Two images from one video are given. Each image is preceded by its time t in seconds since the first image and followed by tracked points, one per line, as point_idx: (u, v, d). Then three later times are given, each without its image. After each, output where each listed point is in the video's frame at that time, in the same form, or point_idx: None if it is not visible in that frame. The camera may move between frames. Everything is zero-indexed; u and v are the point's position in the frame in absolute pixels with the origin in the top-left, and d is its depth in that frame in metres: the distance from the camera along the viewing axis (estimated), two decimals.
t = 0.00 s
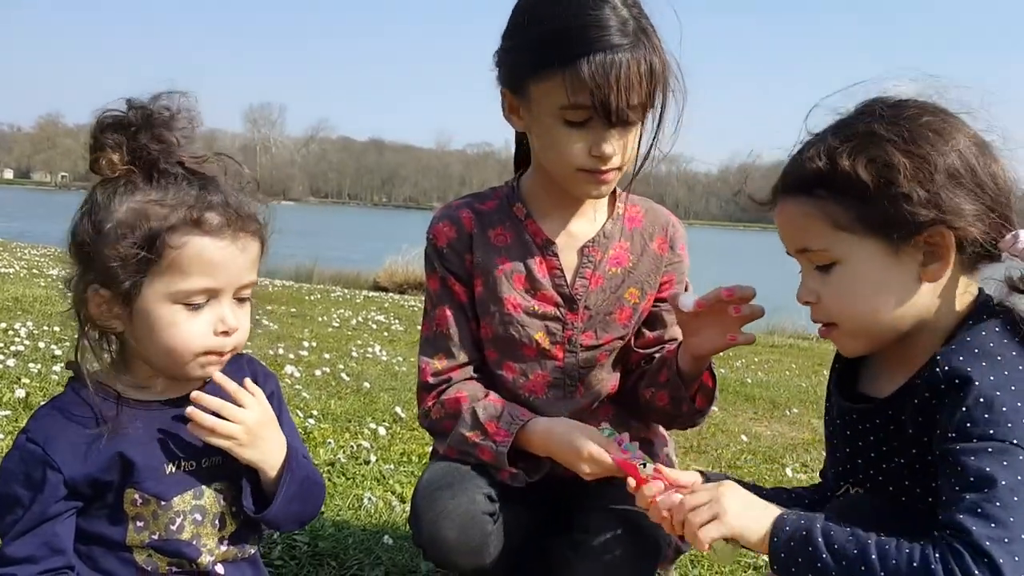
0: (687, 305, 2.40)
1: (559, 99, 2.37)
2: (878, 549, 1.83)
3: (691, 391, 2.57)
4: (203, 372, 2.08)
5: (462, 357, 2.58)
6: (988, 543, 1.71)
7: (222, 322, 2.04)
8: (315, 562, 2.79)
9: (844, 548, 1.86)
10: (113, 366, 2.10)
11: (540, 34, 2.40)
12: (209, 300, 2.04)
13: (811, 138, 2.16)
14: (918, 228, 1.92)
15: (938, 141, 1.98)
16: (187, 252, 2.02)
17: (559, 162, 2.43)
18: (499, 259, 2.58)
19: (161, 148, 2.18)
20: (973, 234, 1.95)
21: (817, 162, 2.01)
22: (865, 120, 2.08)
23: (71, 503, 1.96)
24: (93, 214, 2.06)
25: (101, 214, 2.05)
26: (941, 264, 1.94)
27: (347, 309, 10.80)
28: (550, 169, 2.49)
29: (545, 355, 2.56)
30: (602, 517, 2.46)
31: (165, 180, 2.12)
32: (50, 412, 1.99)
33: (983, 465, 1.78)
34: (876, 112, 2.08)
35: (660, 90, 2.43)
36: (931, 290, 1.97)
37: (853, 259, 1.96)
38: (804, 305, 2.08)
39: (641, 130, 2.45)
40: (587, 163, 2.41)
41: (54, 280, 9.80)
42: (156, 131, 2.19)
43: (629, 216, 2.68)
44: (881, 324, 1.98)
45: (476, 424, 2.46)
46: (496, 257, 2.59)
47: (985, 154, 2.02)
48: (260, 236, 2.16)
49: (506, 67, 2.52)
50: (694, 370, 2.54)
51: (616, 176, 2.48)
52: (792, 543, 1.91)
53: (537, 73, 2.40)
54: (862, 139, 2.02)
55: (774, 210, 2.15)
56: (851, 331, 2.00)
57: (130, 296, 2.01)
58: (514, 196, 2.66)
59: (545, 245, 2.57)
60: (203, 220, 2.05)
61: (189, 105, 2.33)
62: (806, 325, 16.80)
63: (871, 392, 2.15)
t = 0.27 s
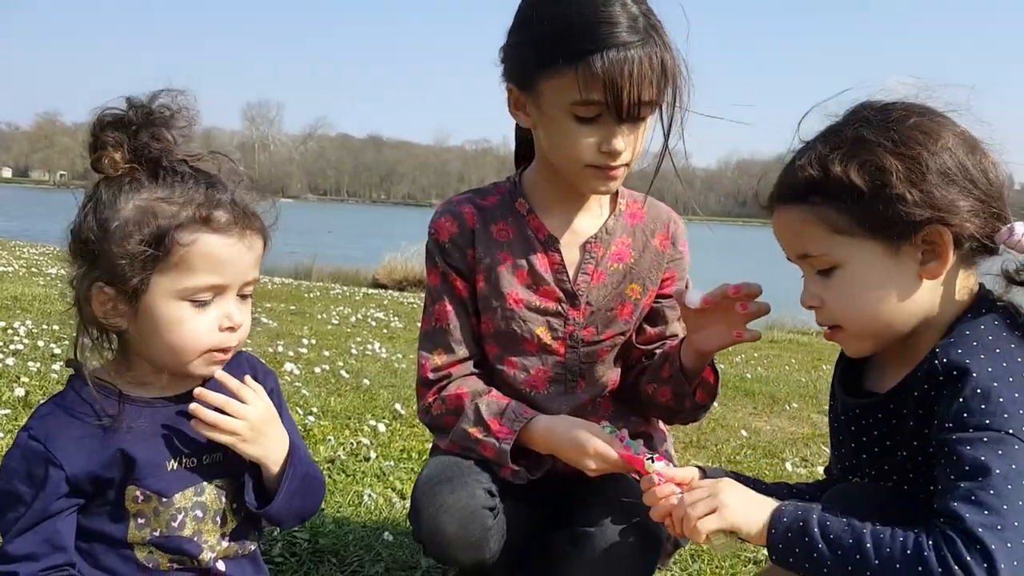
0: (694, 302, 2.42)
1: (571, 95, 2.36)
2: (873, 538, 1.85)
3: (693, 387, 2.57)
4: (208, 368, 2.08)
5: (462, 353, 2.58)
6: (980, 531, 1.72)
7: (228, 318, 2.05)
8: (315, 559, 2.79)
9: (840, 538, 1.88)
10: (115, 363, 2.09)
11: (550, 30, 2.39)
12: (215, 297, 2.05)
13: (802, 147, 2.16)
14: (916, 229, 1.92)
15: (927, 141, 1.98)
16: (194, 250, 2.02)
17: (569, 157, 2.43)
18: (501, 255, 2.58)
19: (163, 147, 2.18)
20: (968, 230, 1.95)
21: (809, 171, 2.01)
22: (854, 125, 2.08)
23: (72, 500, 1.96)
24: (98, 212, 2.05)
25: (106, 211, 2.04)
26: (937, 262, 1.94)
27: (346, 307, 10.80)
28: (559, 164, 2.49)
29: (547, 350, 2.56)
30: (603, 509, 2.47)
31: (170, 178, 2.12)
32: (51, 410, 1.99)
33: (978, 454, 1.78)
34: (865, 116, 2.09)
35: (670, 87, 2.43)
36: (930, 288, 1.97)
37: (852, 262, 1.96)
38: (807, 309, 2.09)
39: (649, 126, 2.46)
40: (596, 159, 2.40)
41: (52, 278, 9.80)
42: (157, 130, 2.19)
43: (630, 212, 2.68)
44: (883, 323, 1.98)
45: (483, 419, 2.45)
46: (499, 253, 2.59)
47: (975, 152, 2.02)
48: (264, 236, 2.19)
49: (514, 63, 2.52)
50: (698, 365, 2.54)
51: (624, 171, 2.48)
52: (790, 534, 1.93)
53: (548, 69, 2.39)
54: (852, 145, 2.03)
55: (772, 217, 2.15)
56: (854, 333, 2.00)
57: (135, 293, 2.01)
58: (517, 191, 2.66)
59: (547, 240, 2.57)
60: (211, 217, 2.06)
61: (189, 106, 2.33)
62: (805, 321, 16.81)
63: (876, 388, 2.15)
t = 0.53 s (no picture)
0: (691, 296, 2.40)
1: (567, 93, 2.36)
2: (870, 531, 1.85)
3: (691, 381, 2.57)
4: (201, 360, 2.09)
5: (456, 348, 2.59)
6: (977, 519, 1.72)
7: (221, 310, 2.06)
8: (309, 554, 2.79)
9: (836, 532, 1.88)
10: (107, 359, 2.10)
11: (547, 26, 2.39)
12: (209, 289, 2.05)
13: (781, 146, 2.17)
14: (900, 221, 1.93)
15: (905, 134, 1.99)
16: (188, 242, 2.02)
17: (566, 155, 2.43)
18: (497, 250, 2.58)
19: (149, 142, 2.19)
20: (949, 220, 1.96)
21: (791, 169, 2.02)
22: (831, 121, 2.10)
23: (63, 496, 1.96)
24: (88, 207, 2.05)
25: (94, 206, 2.04)
26: (921, 253, 1.95)
27: (342, 304, 10.80)
28: (554, 161, 2.49)
29: (543, 345, 2.56)
30: (597, 501, 2.47)
31: (158, 172, 2.12)
32: (41, 407, 2.00)
33: (970, 443, 1.79)
34: (842, 113, 2.10)
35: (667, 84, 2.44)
36: (916, 278, 1.98)
37: (838, 257, 1.96)
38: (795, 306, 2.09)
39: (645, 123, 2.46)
40: (593, 157, 2.40)
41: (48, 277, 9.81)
42: (141, 125, 2.20)
43: (625, 206, 2.68)
44: (872, 316, 1.98)
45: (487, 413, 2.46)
46: (494, 248, 2.59)
47: (953, 141, 2.03)
48: (254, 227, 2.19)
49: (510, 59, 2.50)
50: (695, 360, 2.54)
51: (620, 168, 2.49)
52: (785, 530, 1.93)
53: (545, 67, 2.38)
54: (831, 142, 2.04)
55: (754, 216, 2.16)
56: (842, 327, 2.00)
57: (122, 286, 2.01)
58: (513, 186, 2.66)
59: (542, 235, 2.57)
60: (202, 209, 2.07)
61: (173, 100, 2.33)
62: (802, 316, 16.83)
63: (867, 378, 2.15)
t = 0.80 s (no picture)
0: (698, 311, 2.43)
1: (577, 99, 2.35)
2: (900, 535, 1.86)
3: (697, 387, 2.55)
4: (202, 358, 2.09)
5: (459, 351, 2.60)
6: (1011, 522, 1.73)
7: (221, 310, 2.06)
8: (311, 554, 2.79)
9: (864, 536, 1.89)
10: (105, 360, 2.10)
11: (557, 30, 2.38)
12: (208, 288, 2.05)
13: (779, 153, 2.15)
14: (906, 224, 1.93)
15: (905, 137, 1.99)
16: (187, 243, 2.02)
17: (574, 161, 2.42)
18: (501, 252, 2.58)
19: (144, 142, 2.18)
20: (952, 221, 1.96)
21: (794, 176, 2.00)
22: (830, 128, 2.09)
23: (64, 496, 1.95)
24: (84, 210, 2.04)
25: (90, 209, 2.03)
26: (926, 254, 1.95)
27: (342, 303, 10.81)
28: (562, 166, 2.49)
29: (546, 348, 2.56)
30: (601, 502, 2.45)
31: (155, 173, 2.12)
32: (40, 408, 1.99)
33: (996, 446, 1.79)
34: (840, 118, 2.10)
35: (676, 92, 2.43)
36: (922, 282, 1.97)
37: (844, 264, 1.95)
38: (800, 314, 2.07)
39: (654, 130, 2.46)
40: (601, 163, 2.40)
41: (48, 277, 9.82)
42: (135, 125, 2.19)
43: (631, 209, 2.68)
44: (878, 321, 1.97)
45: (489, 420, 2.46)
46: (498, 251, 2.58)
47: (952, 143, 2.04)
48: (251, 225, 2.20)
49: (518, 62, 2.50)
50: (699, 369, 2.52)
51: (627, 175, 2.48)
52: (809, 536, 1.93)
53: (554, 73, 2.38)
54: (832, 148, 2.03)
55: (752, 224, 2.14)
56: (850, 335, 1.99)
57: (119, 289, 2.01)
58: (518, 188, 2.66)
59: (547, 237, 2.56)
60: (200, 209, 2.07)
61: (166, 98, 2.31)
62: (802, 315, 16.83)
63: (873, 382, 2.14)
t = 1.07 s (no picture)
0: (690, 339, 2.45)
1: (580, 101, 2.35)
2: (913, 541, 1.86)
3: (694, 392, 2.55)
4: (196, 359, 2.08)
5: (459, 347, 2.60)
6: None
7: (218, 310, 2.07)
8: (311, 553, 2.79)
9: (876, 541, 1.89)
10: (101, 361, 2.09)
11: (560, 31, 2.38)
12: (205, 288, 2.05)
13: (783, 157, 2.14)
14: (914, 227, 1.93)
15: (909, 139, 1.99)
16: (183, 242, 2.02)
17: (577, 162, 2.43)
18: (503, 250, 2.58)
19: (144, 140, 2.18)
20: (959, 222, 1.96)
21: (802, 181, 1.99)
22: (833, 132, 2.08)
23: (65, 497, 1.95)
24: (82, 208, 2.04)
25: (90, 208, 2.03)
26: (937, 257, 1.95)
27: (342, 302, 10.81)
28: (565, 167, 2.48)
29: (549, 345, 2.56)
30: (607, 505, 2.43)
31: (153, 172, 2.12)
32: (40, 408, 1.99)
33: (1011, 453, 1.78)
34: (843, 122, 2.09)
35: (679, 94, 2.43)
36: (931, 283, 1.97)
37: (854, 268, 1.95)
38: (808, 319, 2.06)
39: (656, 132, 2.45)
40: (604, 165, 2.40)
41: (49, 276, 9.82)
42: (138, 125, 2.19)
43: (635, 208, 2.68)
44: (887, 323, 1.96)
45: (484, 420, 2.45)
46: (501, 249, 2.58)
47: (955, 143, 2.04)
48: (250, 226, 2.20)
49: (522, 63, 2.50)
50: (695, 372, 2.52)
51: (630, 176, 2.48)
52: (820, 540, 1.93)
53: (558, 75, 2.38)
54: (837, 152, 2.02)
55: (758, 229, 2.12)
56: (861, 339, 1.99)
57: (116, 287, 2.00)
58: (520, 186, 2.66)
59: (550, 234, 2.56)
60: (197, 209, 2.06)
61: (170, 99, 2.32)
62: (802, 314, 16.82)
63: (879, 383, 2.14)
